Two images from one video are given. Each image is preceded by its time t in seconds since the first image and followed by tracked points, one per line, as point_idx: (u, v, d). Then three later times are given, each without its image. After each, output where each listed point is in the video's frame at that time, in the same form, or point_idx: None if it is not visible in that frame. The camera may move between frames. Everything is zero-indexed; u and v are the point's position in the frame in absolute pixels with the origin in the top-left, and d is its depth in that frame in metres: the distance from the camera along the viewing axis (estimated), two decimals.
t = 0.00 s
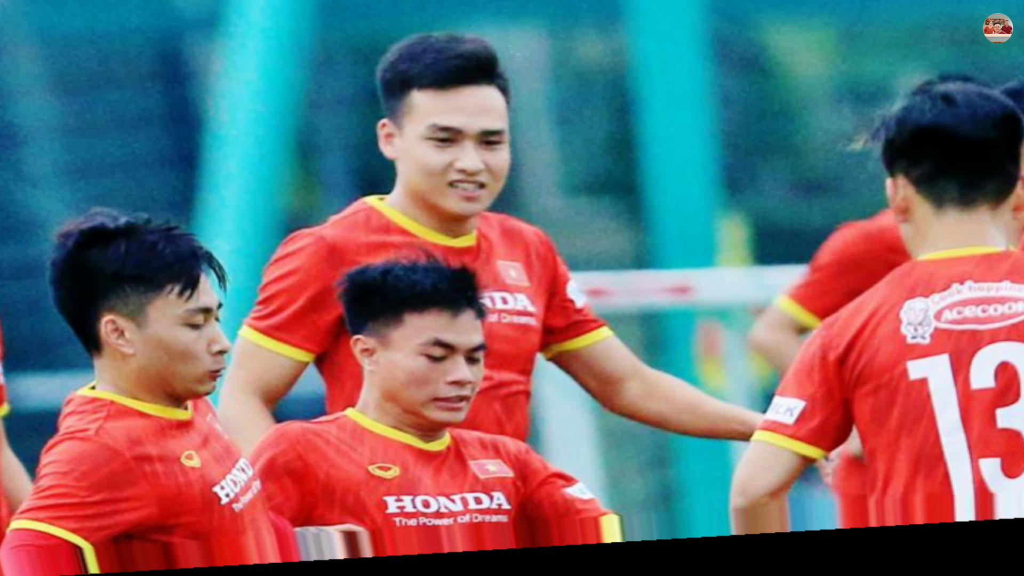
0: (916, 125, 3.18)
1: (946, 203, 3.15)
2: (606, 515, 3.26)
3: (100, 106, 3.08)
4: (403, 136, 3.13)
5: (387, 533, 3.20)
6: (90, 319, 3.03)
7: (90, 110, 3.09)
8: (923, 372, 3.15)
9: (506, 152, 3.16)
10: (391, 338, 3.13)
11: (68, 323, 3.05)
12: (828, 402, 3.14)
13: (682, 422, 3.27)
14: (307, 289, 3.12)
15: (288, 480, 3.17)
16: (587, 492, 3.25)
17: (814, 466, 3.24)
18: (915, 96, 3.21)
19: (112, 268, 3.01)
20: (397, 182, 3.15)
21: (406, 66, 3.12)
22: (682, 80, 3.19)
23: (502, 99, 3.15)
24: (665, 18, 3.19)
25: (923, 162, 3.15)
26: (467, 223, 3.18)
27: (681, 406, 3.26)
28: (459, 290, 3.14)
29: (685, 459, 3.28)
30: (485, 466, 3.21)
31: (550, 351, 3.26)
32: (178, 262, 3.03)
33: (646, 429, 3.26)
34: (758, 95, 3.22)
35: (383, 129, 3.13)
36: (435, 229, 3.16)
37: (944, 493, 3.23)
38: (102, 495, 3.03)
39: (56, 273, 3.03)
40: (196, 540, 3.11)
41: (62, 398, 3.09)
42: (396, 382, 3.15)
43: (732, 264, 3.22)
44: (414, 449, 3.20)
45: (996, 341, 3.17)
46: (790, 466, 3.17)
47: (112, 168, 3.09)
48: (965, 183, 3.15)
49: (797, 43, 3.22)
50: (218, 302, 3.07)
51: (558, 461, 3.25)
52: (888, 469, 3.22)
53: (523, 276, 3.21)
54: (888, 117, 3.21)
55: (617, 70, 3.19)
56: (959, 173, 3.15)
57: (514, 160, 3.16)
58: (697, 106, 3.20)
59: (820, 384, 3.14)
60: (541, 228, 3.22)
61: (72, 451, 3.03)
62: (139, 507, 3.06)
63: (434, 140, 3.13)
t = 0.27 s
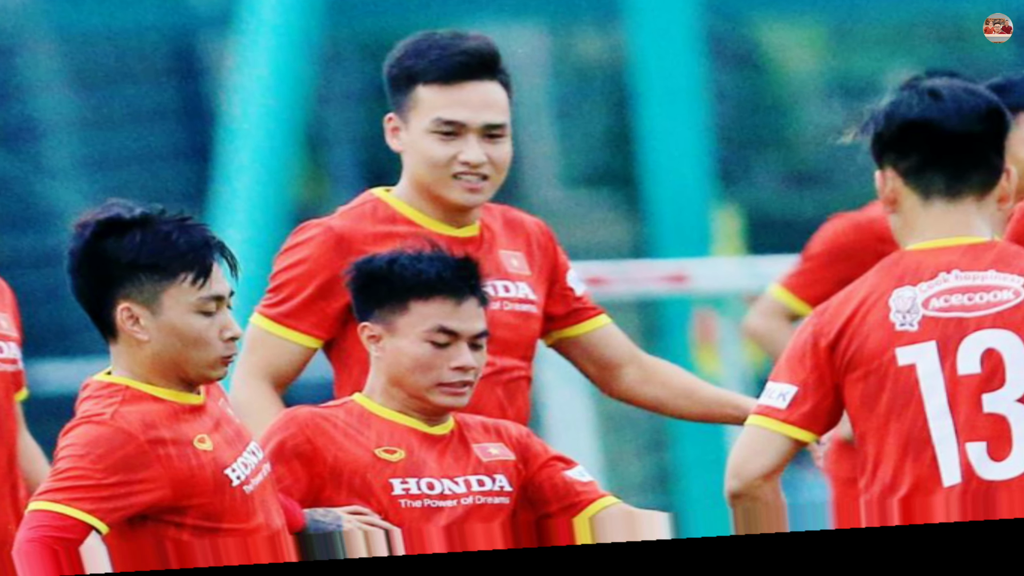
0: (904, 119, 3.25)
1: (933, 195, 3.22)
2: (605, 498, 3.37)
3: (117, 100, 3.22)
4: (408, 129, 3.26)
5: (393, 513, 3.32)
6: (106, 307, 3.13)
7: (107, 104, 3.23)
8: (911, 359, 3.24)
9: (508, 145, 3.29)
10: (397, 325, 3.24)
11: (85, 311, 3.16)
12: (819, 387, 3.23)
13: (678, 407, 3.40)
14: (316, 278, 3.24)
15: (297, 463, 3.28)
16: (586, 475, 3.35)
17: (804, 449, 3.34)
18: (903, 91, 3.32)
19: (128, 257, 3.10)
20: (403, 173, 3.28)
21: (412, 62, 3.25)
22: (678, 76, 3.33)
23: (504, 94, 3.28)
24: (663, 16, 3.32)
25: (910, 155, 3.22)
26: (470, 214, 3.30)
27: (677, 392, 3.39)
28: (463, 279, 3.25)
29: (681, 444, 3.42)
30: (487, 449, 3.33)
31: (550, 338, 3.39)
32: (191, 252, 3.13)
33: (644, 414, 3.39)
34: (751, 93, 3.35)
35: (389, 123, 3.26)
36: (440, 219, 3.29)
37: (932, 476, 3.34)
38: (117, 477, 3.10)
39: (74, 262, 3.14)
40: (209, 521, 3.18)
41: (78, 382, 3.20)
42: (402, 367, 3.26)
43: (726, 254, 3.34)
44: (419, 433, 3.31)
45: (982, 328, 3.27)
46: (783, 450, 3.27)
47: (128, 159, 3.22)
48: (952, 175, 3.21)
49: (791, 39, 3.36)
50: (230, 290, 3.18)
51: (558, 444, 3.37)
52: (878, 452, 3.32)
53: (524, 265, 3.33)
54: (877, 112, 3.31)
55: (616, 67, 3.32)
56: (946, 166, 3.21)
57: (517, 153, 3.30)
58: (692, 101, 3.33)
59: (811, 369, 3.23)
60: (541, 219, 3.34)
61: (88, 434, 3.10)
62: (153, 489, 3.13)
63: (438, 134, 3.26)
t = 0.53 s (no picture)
0: (893, 113, 3.37)
1: (921, 187, 3.33)
2: (604, 481, 3.47)
3: (132, 95, 3.38)
4: (414, 123, 3.43)
5: (398, 496, 3.42)
6: (121, 295, 3.25)
7: (123, 99, 3.39)
8: (900, 346, 3.34)
9: (510, 138, 3.45)
10: (402, 313, 3.35)
11: (102, 300, 3.29)
12: (811, 373, 3.35)
13: (674, 393, 3.58)
14: (324, 268, 3.41)
15: (305, 447, 3.39)
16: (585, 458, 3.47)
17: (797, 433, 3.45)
18: (891, 87, 3.46)
19: (142, 246, 3.22)
20: (409, 166, 3.46)
21: (417, 58, 3.42)
22: (673, 71, 3.51)
23: (506, 89, 3.45)
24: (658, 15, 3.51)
25: (899, 148, 3.33)
26: (474, 205, 3.48)
27: (673, 377, 3.58)
28: (466, 268, 3.35)
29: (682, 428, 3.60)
30: (490, 433, 3.44)
31: (550, 325, 3.59)
32: (204, 241, 3.25)
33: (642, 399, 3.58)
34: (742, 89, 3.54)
35: (395, 117, 3.44)
36: (444, 210, 3.47)
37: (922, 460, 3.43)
38: (132, 460, 3.18)
39: (91, 252, 3.27)
40: (220, 504, 3.26)
41: (95, 368, 3.33)
42: (407, 354, 3.36)
43: (721, 244, 3.53)
44: (424, 417, 3.42)
45: (969, 316, 3.35)
46: (776, 434, 3.38)
47: (144, 152, 3.38)
48: (939, 168, 3.32)
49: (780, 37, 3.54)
50: (240, 279, 3.30)
51: (558, 428, 3.53)
52: (869, 436, 3.42)
53: (526, 254, 3.51)
54: (866, 107, 3.43)
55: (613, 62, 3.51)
56: (933, 159, 3.32)
57: (518, 147, 3.48)
58: (688, 96, 3.52)
59: (804, 356, 3.35)
60: (542, 210, 3.53)
61: (104, 419, 3.19)
62: (167, 473, 3.21)
63: (443, 128, 3.43)
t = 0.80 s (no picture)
0: (882, 108, 3.47)
1: (909, 179, 3.45)
2: (602, 466, 3.59)
3: (145, 90, 3.53)
4: (419, 118, 3.58)
5: (403, 480, 3.53)
6: (136, 284, 3.38)
7: (137, 94, 3.54)
8: (890, 334, 3.43)
9: (511, 132, 3.59)
10: (408, 301, 3.44)
11: (117, 289, 3.42)
12: (804, 360, 3.47)
13: (671, 379, 3.75)
14: (331, 257, 3.55)
15: (313, 432, 3.50)
16: (584, 443, 3.60)
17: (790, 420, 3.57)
18: (881, 82, 3.55)
19: (156, 237, 3.35)
20: (414, 159, 3.61)
21: (422, 55, 3.57)
22: (670, 67, 3.66)
23: (507, 85, 3.59)
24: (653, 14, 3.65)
25: (888, 142, 3.45)
26: (476, 197, 3.64)
27: (670, 364, 3.75)
28: (469, 258, 3.44)
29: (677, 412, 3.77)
30: (492, 418, 3.57)
31: (551, 313, 3.80)
32: (215, 232, 3.36)
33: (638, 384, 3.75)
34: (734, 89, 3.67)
35: (401, 111, 3.59)
36: (448, 202, 3.63)
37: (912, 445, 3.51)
38: (145, 445, 3.28)
39: (106, 242, 3.41)
40: (231, 487, 3.37)
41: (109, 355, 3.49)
42: (412, 341, 3.45)
43: (716, 235, 3.68)
44: (428, 403, 3.54)
45: (956, 305, 3.44)
46: (769, 420, 3.49)
47: (155, 145, 3.54)
48: (927, 161, 3.44)
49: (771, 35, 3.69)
50: (250, 269, 3.42)
51: (559, 413, 3.70)
52: (859, 422, 3.51)
53: (527, 245, 3.67)
54: (857, 102, 3.55)
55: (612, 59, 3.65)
56: (921, 152, 3.44)
57: (519, 140, 3.63)
58: (684, 91, 3.67)
59: (796, 344, 3.47)
60: (543, 202, 3.71)
61: (118, 404, 3.30)
62: (178, 457, 3.31)
63: (447, 122, 3.57)
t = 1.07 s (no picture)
0: (872, 103, 3.61)
1: (898, 172, 3.57)
2: (601, 451, 3.74)
3: (161, 86, 4.12)
4: (424, 113, 3.75)
5: (408, 465, 3.63)
6: (150, 274, 3.50)
7: (151, 90, 4.12)
8: (880, 322, 3.54)
9: (513, 126, 3.73)
10: (412, 291, 3.54)
11: (131, 279, 3.56)
12: (796, 348, 3.59)
13: (668, 366, 4.04)
14: (339, 248, 3.70)
15: (320, 418, 3.61)
16: (583, 429, 3.75)
17: (783, 406, 3.68)
18: (871, 79, 3.68)
19: (169, 228, 3.49)
20: (419, 153, 3.78)
21: (428, 51, 3.76)
22: (667, 64, 4.39)
23: (509, 81, 3.74)
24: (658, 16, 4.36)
25: (878, 136, 3.58)
26: (478, 190, 3.80)
27: (667, 352, 4.04)
28: (472, 248, 3.55)
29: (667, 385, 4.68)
30: (494, 405, 3.69)
31: (552, 303, 4.00)
32: (226, 223, 3.50)
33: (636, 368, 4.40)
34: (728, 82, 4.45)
35: (406, 106, 3.80)
36: (451, 194, 3.78)
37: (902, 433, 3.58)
38: (158, 430, 3.38)
39: (121, 233, 3.55)
40: (241, 471, 3.48)
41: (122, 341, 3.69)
42: (416, 330, 3.54)
43: (712, 226, 4.50)
44: (432, 389, 3.66)
45: (945, 295, 3.54)
46: (764, 406, 3.60)
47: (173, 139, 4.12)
48: (915, 154, 3.56)
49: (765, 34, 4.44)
50: (261, 260, 3.53)
51: (559, 398, 4.32)
52: (851, 408, 3.61)
53: (528, 236, 3.84)
54: (847, 97, 3.67)
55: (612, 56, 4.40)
56: (910, 146, 3.57)
57: (523, 135, 4.32)
58: (679, 87, 4.42)
59: (789, 332, 3.59)
60: (544, 195, 3.92)
61: (132, 390, 3.40)
62: (191, 442, 3.41)
63: (451, 117, 3.71)
